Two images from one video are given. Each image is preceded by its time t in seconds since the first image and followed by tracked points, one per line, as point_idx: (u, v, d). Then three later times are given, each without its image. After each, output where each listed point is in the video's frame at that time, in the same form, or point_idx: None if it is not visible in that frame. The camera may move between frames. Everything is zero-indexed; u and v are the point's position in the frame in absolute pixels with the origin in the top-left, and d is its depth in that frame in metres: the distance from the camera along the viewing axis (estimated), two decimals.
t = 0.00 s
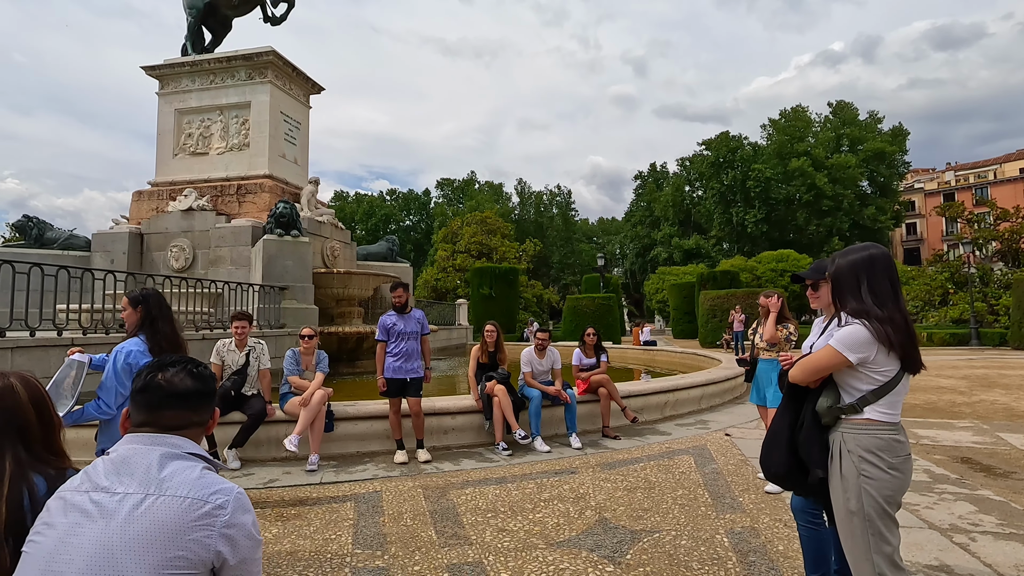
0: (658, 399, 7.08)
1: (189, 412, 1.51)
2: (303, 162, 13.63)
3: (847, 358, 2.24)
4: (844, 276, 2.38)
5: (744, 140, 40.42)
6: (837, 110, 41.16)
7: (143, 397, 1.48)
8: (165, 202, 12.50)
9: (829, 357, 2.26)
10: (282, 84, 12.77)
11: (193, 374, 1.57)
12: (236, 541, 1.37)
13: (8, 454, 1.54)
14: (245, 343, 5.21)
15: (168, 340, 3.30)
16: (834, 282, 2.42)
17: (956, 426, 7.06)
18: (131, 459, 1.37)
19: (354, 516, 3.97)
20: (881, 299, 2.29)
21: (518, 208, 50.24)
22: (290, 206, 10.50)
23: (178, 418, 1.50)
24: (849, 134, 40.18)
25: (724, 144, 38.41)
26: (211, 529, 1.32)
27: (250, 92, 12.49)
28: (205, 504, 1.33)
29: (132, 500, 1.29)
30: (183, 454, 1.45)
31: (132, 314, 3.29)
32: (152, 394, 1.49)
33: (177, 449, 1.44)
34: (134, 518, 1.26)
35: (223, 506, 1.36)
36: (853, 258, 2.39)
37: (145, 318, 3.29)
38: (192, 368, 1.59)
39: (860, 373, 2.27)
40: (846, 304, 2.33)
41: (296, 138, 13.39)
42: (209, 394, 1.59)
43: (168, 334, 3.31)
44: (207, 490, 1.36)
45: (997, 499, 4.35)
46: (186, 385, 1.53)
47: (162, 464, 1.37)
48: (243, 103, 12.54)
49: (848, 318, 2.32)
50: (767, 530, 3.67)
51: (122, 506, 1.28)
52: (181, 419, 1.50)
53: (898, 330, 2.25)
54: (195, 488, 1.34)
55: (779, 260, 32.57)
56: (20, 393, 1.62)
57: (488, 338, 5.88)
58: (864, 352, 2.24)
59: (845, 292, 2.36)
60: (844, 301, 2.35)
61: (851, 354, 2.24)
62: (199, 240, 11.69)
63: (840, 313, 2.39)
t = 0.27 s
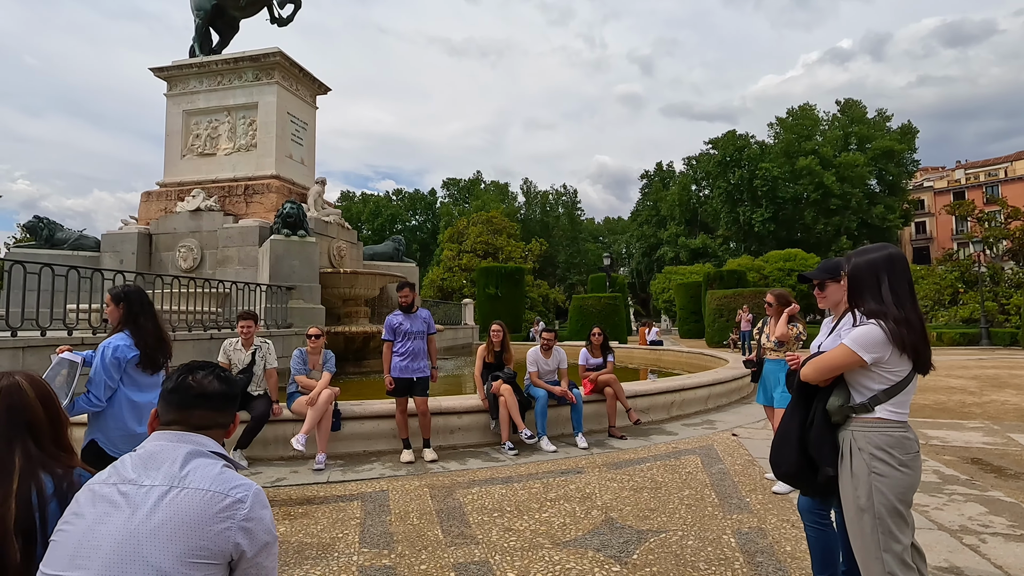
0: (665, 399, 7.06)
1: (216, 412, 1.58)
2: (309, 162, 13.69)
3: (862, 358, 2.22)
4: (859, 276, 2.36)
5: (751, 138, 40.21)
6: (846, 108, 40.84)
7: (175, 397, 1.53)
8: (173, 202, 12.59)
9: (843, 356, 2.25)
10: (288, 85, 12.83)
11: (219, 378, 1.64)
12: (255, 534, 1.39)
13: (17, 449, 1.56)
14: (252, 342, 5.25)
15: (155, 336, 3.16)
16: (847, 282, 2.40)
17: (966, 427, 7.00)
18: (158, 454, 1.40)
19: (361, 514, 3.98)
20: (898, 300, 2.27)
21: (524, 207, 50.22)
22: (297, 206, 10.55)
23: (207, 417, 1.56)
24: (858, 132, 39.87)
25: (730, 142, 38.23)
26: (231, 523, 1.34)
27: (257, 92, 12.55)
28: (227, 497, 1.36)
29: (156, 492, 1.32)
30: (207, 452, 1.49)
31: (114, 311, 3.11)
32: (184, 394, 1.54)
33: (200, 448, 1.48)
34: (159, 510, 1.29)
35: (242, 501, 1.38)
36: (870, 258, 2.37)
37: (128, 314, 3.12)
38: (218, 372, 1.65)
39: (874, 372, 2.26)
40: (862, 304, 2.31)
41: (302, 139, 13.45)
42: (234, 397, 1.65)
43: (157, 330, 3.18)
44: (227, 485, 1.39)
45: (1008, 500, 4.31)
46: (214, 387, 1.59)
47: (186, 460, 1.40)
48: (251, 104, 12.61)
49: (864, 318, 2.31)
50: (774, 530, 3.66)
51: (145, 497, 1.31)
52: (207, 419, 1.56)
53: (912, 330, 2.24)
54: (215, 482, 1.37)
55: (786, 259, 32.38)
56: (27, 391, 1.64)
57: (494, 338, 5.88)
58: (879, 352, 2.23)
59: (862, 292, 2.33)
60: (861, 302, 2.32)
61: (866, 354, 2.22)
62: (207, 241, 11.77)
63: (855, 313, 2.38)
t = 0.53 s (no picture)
0: (670, 399, 7.05)
1: (235, 412, 1.61)
2: (314, 162, 13.72)
3: (875, 356, 2.21)
4: (872, 275, 2.34)
5: (756, 138, 40.05)
6: (851, 107, 40.64)
7: (194, 397, 1.57)
8: (179, 203, 12.65)
9: (857, 355, 2.23)
10: (293, 86, 12.87)
11: (236, 381, 1.68)
12: (267, 529, 1.41)
13: (27, 448, 1.57)
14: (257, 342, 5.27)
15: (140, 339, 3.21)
16: (859, 280, 2.39)
17: (974, 428, 6.95)
18: (173, 452, 1.42)
19: (366, 514, 3.99)
20: (911, 299, 2.27)
21: (528, 207, 50.21)
22: (301, 206, 10.58)
23: (227, 418, 1.60)
24: (864, 131, 39.65)
25: (735, 142, 38.09)
26: (245, 519, 1.36)
27: (262, 93, 12.60)
28: (240, 493, 1.38)
29: (171, 489, 1.34)
30: (222, 450, 1.51)
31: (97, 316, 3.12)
32: (203, 394, 1.58)
33: (214, 446, 1.50)
34: (175, 506, 1.31)
35: (256, 496, 1.40)
36: (881, 257, 2.36)
37: (114, 319, 3.17)
38: (236, 376, 1.70)
39: (885, 371, 2.26)
40: (874, 302, 2.31)
41: (307, 139, 13.49)
42: (250, 399, 1.69)
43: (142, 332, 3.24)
44: (241, 481, 1.41)
45: (1016, 501, 4.28)
46: (232, 388, 1.63)
47: (200, 457, 1.42)
48: (255, 105, 12.66)
49: (876, 317, 2.29)
50: (780, 531, 3.65)
51: (161, 494, 1.33)
52: (227, 420, 1.59)
53: (924, 329, 2.25)
54: (229, 479, 1.39)
55: (791, 259, 32.24)
56: (35, 390, 1.65)
57: (498, 338, 5.88)
58: (892, 350, 2.22)
59: (874, 290, 2.32)
60: (873, 301, 2.32)
61: (880, 353, 2.21)
62: (213, 241, 11.82)
63: (864, 311, 2.37)
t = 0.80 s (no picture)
0: (673, 399, 7.04)
1: (231, 409, 1.61)
2: (317, 163, 13.75)
3: (885, 356, 2.20)
4: (881, 275, 2.34)
5: (760, 137, 39.93)
6: (856, 106, 40.48)
7: (187, 395, 1.56)
8: (183, 203, 12.70)
9: (866, 353, 2.22)
10: (297, 86, 12.91)
11: (232, 377, 1.67)
12: (268, 532, 1.42)
13: (39, 448, 1.58)
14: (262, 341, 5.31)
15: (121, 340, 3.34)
16: (867, 280, 2.39)
17: (979, 428, 6.92)
18: (170, 454, 1.42)
19: (370, 513, 4.01)
20: (920, 301, 2.27)
21: (531, 207, 50.20)
22: (305, 207, 10.62)
23: (221, 416, 1.58)
24: (868, 130, 39.48)
25: (738, 141, 37.97)
26: (243, 523, 1.36)
27: (265, 94, 12.64)
28: (239, 497, 1.38)
29: (171, 492, 1.34)
30: (219, 452, 1.51)
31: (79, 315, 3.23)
32: (197, 392, 1.57)
33: (212, 447, 1.50)
34: (174, 509, 1.31)
35: (255, 500, 1.41)
36: (890, 257, 2.36)
37: (97, 318, 3.30)
38: (232, 370, 1.68)
39: (894, 370, 2.25)
40: (883, 302, 2.30)
41: (311, 139, 13.53)
42: (247, 394, 1.68)
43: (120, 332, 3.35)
44: (240, 485, 1.41)
45: (1022, 501, 4.26)
46: (228, 385, 1.62)
47: (197, 460, 1.42)
48: (259, 105, 12.70)
49: (884, 317, 2.29)
50: (784, 531, 3.64)
51: (160, 498, 1.33)
52: (222, 417, 1.58)
53: (932, 330, 2.26)
54: (229, 484, 1.39)
55: (795, 258, 32.12)
56: (48, 390, 1.67)
57: (502, 338, 5.89)
58: (901, 350, 2.21)
59: (883, 290, 2.31)
60: (882, 301, 2.31)
61: (889, 352, 2.20)
62: (217, 241, 11.86)
63: (873, 311, 2.37)
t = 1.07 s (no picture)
0: (677, 399, 7.03)
1: (207, 407, 1.53)
2: (321, 163, 13.78)
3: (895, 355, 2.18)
4: (887, 275, 2.34)
5: (764, 136, 39.83)
6: (860, 105, 40.34)
7: (163, 394, 1.50)
8: (187, 203, 12.74)
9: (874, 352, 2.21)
10: (300, 87, 12.94)
11: (211, 370, 1.61)
12: (257, 543, 1.38)
13: (47, 448, 1.60)
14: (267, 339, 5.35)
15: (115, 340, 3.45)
16: (875, 280, 2.38)
17: (984, 428, 6.90)
18: (152, 460, 1.38)
19: (375, 512, 4.02)
20: (927, 301, 2.26)
21: (534, 207, 50.21)
22: (309, 206, 10.64)
23: (195, 414, 1.51)
24: (873, 129, 39.35)
25: (742, 141, 37.87)
26: (230, 534, 1.33)
27: (269, 95, 12.68)
28: (225, 507, 1.34)
29: (153, 503, 1.30)
30: (202, 455, 1.46)
31: (75, 316, 3.27)
32: (173, 390, 1.51)
33: (197, 452, 1.45)
34: (156, 521, 1.28)
35: (243, 510, 1.37)
36: (897, 257, 2.36)
37: (94, 317, 3.36)
38: (210, 364, 1.62)
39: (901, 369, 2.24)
40: (891, 301, 2.29)
41: (314, 139, 13.55)
42: (228, 389, 1.62)
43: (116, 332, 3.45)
44: (226, 494, 1.37)
45: None
46: (206, 380, 1.56)
47: (182, 465, 1.38)
48: (263, 106, 12.73)
49: (890, 316, 2.29)
50: (788, 531, 3.63)
51: (143, 510, 1.29)
52: (202, 415, 1.52)
53: (940, 329, 2.24)
54: (217, 492, 1.36)
55: (799, 258, 32.03)
56: (57, 391, 1.69)
57: (505, 338, 5.90)
58: (911, 350, 2.20)
59: (889, 292, 2.31)
60: (888, 301, 2.31)
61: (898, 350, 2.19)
62: (221, 241, 11.90)
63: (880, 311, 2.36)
